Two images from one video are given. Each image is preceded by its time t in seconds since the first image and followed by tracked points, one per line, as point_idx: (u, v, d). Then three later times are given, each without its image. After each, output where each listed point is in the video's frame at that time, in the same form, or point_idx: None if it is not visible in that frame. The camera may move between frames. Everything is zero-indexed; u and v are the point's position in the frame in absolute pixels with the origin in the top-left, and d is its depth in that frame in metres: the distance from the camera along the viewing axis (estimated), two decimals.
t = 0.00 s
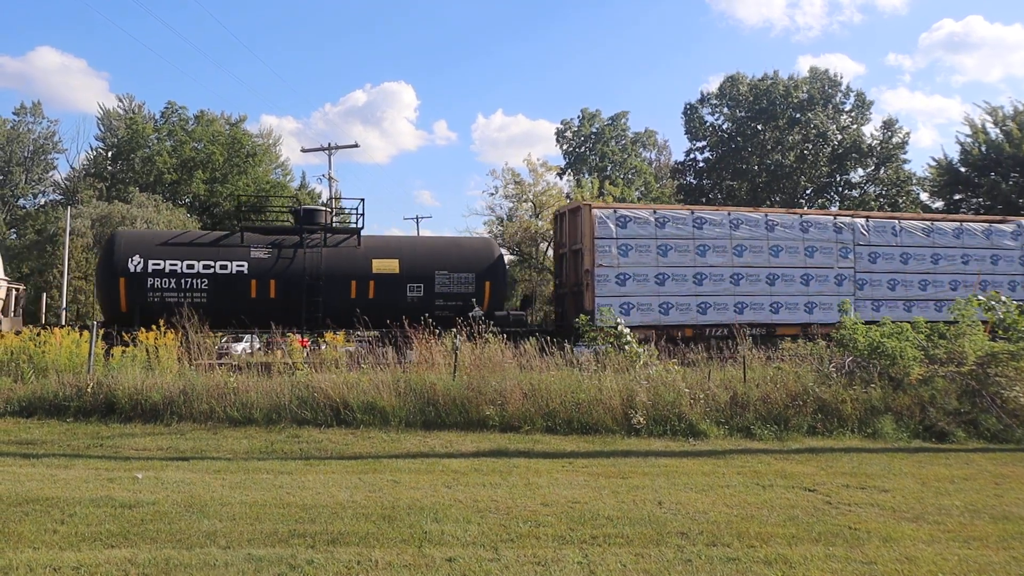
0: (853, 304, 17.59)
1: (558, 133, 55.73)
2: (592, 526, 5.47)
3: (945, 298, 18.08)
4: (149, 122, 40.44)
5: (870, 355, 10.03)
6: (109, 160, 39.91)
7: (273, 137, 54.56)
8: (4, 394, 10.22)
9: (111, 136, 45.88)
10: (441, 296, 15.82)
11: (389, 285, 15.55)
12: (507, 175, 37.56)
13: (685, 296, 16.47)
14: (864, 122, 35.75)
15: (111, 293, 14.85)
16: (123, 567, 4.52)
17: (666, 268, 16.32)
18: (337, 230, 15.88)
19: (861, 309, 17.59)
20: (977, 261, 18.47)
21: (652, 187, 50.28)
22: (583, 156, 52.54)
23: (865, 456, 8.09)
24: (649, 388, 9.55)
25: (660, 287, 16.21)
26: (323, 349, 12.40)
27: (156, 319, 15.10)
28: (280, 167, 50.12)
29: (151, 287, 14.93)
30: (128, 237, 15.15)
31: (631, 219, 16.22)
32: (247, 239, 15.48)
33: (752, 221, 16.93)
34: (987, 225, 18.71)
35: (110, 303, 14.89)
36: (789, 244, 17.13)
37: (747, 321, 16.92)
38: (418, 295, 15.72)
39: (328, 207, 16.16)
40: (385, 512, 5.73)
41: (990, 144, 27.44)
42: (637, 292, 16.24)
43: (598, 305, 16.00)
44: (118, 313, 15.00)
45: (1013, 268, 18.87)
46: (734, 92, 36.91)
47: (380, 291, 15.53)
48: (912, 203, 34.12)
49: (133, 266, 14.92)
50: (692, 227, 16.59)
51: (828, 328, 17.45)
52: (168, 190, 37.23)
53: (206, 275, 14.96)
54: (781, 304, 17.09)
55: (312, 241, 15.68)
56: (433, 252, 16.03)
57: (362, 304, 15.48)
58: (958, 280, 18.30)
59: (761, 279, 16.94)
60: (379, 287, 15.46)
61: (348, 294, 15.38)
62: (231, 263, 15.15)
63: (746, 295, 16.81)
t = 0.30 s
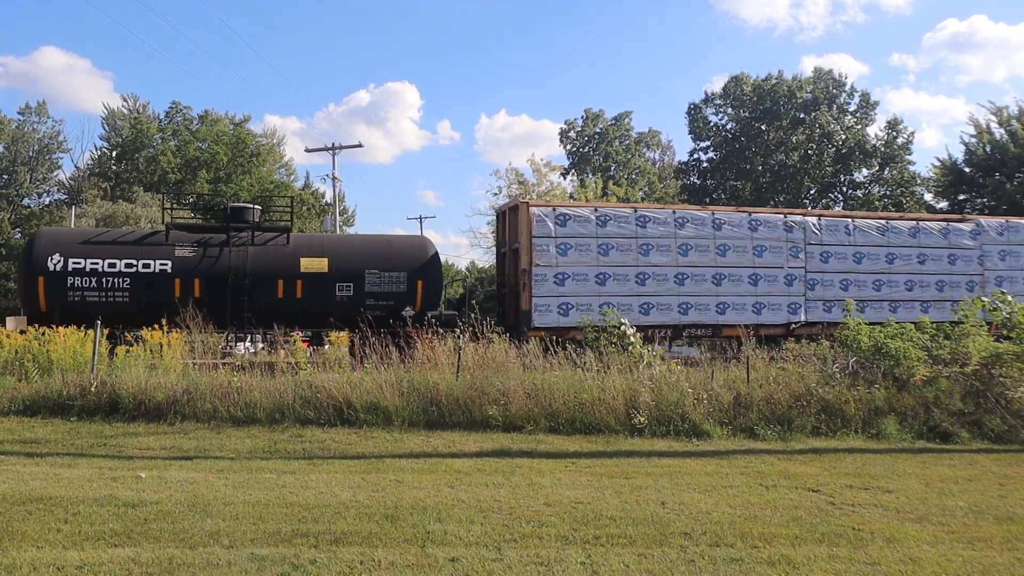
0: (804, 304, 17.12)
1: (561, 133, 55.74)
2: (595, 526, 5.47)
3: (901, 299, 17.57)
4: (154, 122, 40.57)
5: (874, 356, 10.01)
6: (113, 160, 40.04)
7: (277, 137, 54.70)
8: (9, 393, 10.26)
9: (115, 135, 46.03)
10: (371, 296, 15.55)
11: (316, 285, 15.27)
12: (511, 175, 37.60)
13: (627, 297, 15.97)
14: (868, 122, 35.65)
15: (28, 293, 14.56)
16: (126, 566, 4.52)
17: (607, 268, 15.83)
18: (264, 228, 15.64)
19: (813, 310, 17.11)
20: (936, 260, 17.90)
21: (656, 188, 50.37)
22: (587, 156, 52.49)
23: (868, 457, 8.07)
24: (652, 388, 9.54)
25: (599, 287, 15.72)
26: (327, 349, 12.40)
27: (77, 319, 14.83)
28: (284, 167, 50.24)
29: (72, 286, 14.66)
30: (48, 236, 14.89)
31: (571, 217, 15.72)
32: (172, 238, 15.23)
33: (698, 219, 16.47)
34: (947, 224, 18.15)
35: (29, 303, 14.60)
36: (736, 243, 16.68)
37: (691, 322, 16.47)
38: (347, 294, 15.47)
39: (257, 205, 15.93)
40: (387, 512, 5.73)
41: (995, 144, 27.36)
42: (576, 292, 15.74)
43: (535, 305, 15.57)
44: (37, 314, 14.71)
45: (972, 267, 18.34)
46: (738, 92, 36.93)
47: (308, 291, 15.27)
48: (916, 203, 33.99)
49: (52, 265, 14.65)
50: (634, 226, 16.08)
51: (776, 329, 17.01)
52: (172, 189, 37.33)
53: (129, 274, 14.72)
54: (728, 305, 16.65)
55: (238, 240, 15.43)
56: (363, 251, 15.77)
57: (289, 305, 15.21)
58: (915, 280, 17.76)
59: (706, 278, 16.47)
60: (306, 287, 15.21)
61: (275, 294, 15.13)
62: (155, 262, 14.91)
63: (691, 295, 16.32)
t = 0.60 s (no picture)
0: (750, 304, 16.98)
1: (563, 133, 55.73)
2: (597, 526, 5.46)
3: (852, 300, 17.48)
4: (157, 122, 40.63)
5: (876, 357, 10.02)
6: (115, 160, 40.09)
7: (279, 137, 54.74)
8: (12, 392, 10.28)
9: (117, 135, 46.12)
10: (297, 295, 15.42)
11: (238, 284, 15.13)
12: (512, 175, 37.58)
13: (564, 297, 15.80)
14: (871, 123, 35.57)
15: None
16: (128, 566, 4.52)
17: (543, 267, 15.70)
18: (189, 227, 15.59)
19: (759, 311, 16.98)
20: (888, 260, 17.75)
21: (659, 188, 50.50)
22: (589, 156, 52.42)
23: (870, 458, 8.05)
24: (654, 388, 9.54)
25: (535, 287, 15.58)
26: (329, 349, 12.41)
27: None
28: (286, 167, 50.27)
29: None
30: None
31: (507, 216, 15.62)
32: (94, 237, 15.21)
33: (639, 218, 16.32)
34: (900, 223, 17.98)
35: None
36: (679, 242, 16.53)
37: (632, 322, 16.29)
38: (273, 294, 15.35)
39: (183, 203, 15.91)
40: (389, 512, 5.73)
41: (998, 145, 27.28)
42: (512, 292, 15.63)
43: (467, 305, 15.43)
44: None
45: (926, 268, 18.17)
46: (741, 92, 36.90)
47: (231, 291, 15.13)
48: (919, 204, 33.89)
49: None
50: (572, 224, 15.93)
51: (721, 329, 16.85)
52: (174, 189, 37.38)
53: (47, 274, 14.72)
54: (670, 305, 16.47)
55: (162, 239, 15.40)
56: (289, 251, 15.64)
57: (213, 304, 15.10)
58: (866, 280, 17.64)
59: (648, 278, 16.32)
60: (229, 286, 15.09)
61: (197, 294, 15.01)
62: (75, 261, 14.90)
63: (631, 295, 16.16)
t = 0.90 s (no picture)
0: (693, 305, 16.82)
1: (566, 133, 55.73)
2: (598, 527, 5.46)
3: (800, 300, 17.39)
4: (159, 122, 40.65)
5: (878, 357, 10.01)
6: (118, 160, 40.16)
7: (281, 138, 54.84)
8: (14, 392, 10.29)
9: (120, 135, 46.22)
10: (222, 295, 15.34)
11: (160, 284, 15.04)
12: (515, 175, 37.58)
13: (498, 296, 15.63)
14: (874, 123, 35.50)
15: None
16: (130, 566, 4.53)
17: (476, 266, 15.54)
18: (112, 226, 15.44)
19: (702, 311, 16.84)
20: (837, 260, 17.67)
21: (661, 189, 50.48)
22: (591, 156, 52.37)
23: (872, 458, 8.04)
24: (657, 388, 9.54)
25: (466, 287, 15.40)
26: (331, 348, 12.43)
27: None
28: (289, 167, 50.34)
29: None
30: None
31: (438, 214, 15.47)
32: (14, 235, 15.06)
33: (577, 216, 16.15)
34: (852, 222, 17.90)
35: None
36: (618, 241, 16.35)
37: (569, 323, 16.12)
38: (196, 294, 15.27)
39: (107, 201, 15.77)
40: (390, 512, 5.74)
41: (1002, 145, 27.21)
42: (443, 292, 15.46)
43: (397, 305, 15.26)
44: None
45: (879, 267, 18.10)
46: (743, 92, 36.88)
47: (154, 290, 15.04)
48: (922, 204, 33.80)
49: None
50: (508, 222, 15.76)
51: (662, 329, 16.69)
52: (177, 189, 37.44)
53: None
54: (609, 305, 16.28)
55: (84, 237, 15.27)
56: (213, 250, 15.55)
57: (134, 304, 14.99)
58: (815, 280, 17.54)
59: (586, 278, 16.15)
60: (151, 286, 14.99)
61: (117, 293, 14.90)
62: None
63: (568, 295, 15.99)
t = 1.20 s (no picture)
0: (631, 304, 16.66)
1: (566, 133, 55.75)
2: (600, 527, 5.45)
3: (743, 299, 17.26)
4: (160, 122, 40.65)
5: (879, 357, 10.02)
6: (119, 160, 40.17)
7: (282, 138, 54.94)
8: (14, 391, 10.29)
9: (121, 136, 46.26)
10: (143, 294, 15.35)
11: (77, 283, 15.03)
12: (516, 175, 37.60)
13: (427, 296, 15.53)
14: (874, 122, 35.48)
15: None
16: (131, 566, 4.52)
17: (404, 264, 15.44)
18: (31, 226, 15.44)
19: (641, 311, 16.71)
20: (784, 258, 17.54)
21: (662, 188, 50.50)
22: (592, 156, 52.37)
23: (873, 458, 8.04)
24: (658, 388, 9.54)
25: (395, 286, 15.32)
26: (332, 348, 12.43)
27: None
28: (290, 167, 50.39)
29: None
30: None
31: (367, 211, 15.37)
32: None
33: (511, 214, 15.99)
34: (800, 220, 17.75)
35: None
36: (553, 239, 16.19)
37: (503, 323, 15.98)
38: (115, 293, 15.24)
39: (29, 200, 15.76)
40: (391, 512, 5.74)
41: (1003, 145, 27.22)
42: (372, 290, 15.38)
43: (323, 304, 15.17)
44: None
45: (828, 267, 17.98)
46: (744, 92, 36.92)
47: (70, 289, 15.03)
48: (923, 203, 33.77)
49: None
50: (438, 220, 15.67)
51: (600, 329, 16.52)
52: (178, 189, 37.46)
53: None
54: (543, 305, 16.13)
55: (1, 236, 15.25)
56: (133, 249, 15.53)
57: (51, 302, 14.98)
58: (760, 279, 17.40)
59: (519, 277, 16.02)
60: (67, 285, 14.98)
61: (34, 292, 14.90)
62: None
63: (501, 294, 15.87)
